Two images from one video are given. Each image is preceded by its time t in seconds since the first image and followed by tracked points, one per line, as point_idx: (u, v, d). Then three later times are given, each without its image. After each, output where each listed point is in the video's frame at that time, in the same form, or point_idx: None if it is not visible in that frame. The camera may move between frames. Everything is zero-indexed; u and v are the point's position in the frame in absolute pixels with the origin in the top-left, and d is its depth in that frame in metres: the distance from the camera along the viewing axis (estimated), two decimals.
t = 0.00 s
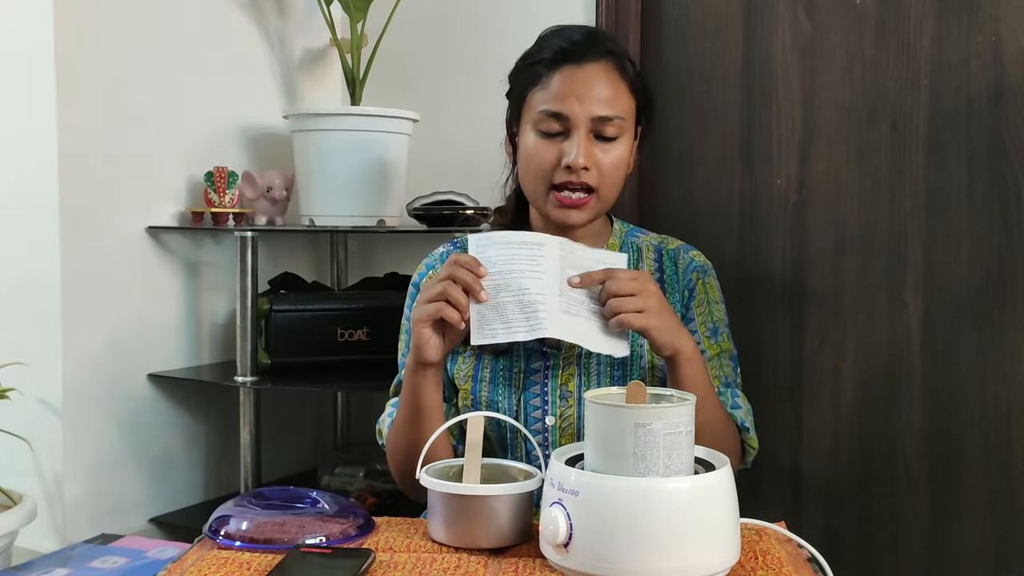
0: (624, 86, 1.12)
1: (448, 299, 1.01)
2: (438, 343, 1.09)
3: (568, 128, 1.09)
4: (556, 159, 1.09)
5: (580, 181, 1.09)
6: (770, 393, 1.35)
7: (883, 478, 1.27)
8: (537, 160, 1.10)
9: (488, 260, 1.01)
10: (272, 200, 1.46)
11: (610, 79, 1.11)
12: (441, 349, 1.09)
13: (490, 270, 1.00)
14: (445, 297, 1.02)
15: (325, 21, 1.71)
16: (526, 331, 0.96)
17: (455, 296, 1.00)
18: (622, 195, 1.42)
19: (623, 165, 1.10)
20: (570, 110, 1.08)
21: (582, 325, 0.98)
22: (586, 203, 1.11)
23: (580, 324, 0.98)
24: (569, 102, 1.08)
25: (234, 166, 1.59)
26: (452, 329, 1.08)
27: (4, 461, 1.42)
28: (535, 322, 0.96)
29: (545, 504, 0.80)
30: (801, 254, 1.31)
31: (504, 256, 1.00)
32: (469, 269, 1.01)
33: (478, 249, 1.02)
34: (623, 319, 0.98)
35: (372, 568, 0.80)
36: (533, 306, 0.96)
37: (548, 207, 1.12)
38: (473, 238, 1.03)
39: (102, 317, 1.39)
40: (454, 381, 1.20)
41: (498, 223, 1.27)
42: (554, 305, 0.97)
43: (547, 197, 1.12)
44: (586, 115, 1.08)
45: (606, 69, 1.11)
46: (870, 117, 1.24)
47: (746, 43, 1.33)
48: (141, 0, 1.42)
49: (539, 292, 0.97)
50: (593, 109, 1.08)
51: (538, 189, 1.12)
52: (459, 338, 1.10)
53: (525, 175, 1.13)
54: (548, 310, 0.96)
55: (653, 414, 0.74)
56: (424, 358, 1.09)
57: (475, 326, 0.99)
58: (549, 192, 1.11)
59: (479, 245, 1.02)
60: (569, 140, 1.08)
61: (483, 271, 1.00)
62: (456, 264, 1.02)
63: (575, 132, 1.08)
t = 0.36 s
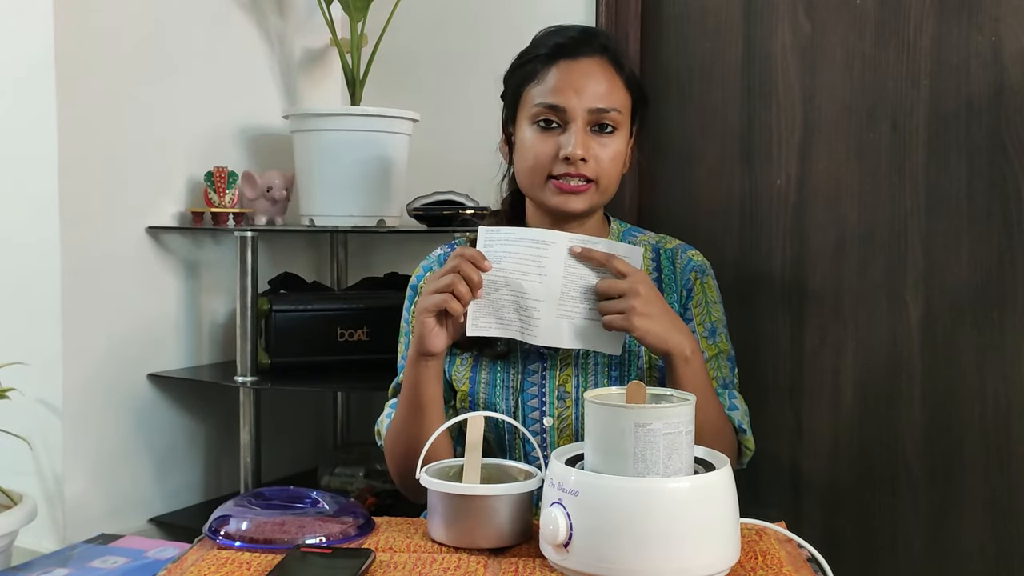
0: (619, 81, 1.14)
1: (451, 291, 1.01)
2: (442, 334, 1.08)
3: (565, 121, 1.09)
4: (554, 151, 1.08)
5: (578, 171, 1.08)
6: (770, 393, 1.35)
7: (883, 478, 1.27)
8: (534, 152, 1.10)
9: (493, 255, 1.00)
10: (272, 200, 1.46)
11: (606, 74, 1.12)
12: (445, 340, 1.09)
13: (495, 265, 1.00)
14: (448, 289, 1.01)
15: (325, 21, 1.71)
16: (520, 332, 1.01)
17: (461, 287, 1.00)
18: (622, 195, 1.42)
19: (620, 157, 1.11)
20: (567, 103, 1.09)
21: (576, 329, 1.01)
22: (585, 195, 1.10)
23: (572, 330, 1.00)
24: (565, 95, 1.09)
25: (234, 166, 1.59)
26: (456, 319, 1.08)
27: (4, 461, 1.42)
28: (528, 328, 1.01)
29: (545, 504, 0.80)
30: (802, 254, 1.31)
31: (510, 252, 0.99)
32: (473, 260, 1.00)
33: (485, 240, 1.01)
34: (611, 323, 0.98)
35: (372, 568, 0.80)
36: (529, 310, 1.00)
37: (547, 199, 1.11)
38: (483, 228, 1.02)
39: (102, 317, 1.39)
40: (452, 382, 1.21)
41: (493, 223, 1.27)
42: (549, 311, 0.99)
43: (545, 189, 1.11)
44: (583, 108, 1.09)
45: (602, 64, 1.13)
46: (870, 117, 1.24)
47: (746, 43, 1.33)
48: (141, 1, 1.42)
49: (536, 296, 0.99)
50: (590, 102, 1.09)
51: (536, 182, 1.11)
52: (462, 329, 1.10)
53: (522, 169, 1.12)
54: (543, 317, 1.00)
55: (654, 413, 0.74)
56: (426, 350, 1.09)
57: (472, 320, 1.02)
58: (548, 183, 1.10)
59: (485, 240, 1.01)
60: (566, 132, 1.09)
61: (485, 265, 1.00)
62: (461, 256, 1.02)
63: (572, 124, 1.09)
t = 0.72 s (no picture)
0: (614, 81, 1.14)
1: (446, 290, 1.01)
2: (440, 335, 1.08)
3: (562, 122, 1.09)
4: (554, 152, 1.08)
5: (579, 171, 1.08)
6: (770, 393, 1.35)
7: (884, 478, 1.27)
8: (533, 155, 1.10)
9: (490, 255, 1.01)
10: (272, 200, 1.46)
11: (601, 74, 1.13)
12: (443, 341, 1.09)
13: (490, 264, 1.00)
14: (442, 290, 1.01)
15: (325, 21, 1.71)
16: (515, 332, 1.01)
17: (456, 286, 1.00)
18: (622, 195, 1.42)
19: (619, 156, 1.11)
20: (563, 104, 1.09)
21: (571, 332, 0.99)
22: (586, 195, 1.10)
23: (567, 332, 0.99)
24: (561, 96, 1.09)
25: (234, 166, 1.59)
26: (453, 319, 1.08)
27: (4, 461, 1.42)
28: (523, 328, 1.00)
29: (545, 504, 0.80)
30: (802, 254, 1.31)
31: (507, 251, 1.00)
32: (467, 259, 1.01)
33: (483, 240, 1.02)
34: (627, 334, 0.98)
35: (372, 568, 0.80)
36: (524, 310, 1.00)
37: (549, 201, 1.11)
38: (483, 228, 1.02)
39: (102, 317, 1.39)
40: (452, 385, 1.21)
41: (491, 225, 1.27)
42: (543, 312, 0.99)
43: (547, 191, 1.10)
44: (579, 108, 1.09)
45: (596, 65, 1.13)
46: (870, 117, 1.24)
47: (746, 43, 1.33)
48: (141, 1, 1.42)
49: (531, 296, 0.99)
50: (586, 102, 1.09)
51: (536, 184, 1.11)
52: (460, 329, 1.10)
53: (521, 172, 1.12)
54: (537, 318, 0.99)
55: (654, 413, 0.74)
56: (424, 350, 1.09)
57: (468, 317, 1.01)
58: (549, 185, 1.10)
59: (484, 239, 1.02)
60: (564, 133, 1.08)
61: (480, 263, 1.00)
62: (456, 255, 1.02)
63: (570, 125, 1.09)
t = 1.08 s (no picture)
0: (612, 80, 1.14)
1: (448, 294, 1.02)
2: (443, 339, 1.08)
3: (560, 124, 1.10)
4: (553, 154, 1.08)
5: (579, 173, 1.08)
6: (770, 393, 1.35)
7: (884, 478, 1.27)
8: (533, 157, 1.10)
9: (490, 255, 1.01)
10: (273, 200, 1.46)
11: (598, 74, 1.13)
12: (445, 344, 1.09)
13: (490, 265, 1.00)
14: (444, 293, 1.02)
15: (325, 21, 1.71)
16: (518, 331, 1.01)
17: (458, 289, 1.01)
18: (622, 195, 1.42)
19: (618, 156, 1.11)
20: (561, 105, 1.09)
21: (574, 331, 0.99)
22: (587, 196, 1.10)
23: (569, 330, 0.99)
24: (559, 98, 1.10)
25: (234, 166, 1.59)
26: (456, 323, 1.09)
27: (3, 461, 1.42)
28: (525, 328, 1.00)
29: (545, 504, 0.80)
30: (802, 254, 1.31)
31: (507, 251, 1.00)
32: (469, 263, 1.01)
33: (484, 240, 1.02)
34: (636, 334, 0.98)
35: (372, 568, 0.80)
36: (525, 309, 1.00)
37: (549, 204, 1.11)
38: (483, 228, 1.02)
39: (102, 317, 1.39)
40: (453, 386, 1.21)
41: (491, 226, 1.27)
42: (544, 311, 0.99)
43: (547, 193, 1.10)
44: (577, 109, 1.09)
45: (593, 64, 1.13)
46: (870, 117, 1.24)
47: (746, 43, 1.33)
48: (141, 1, 1.42)
49: (532, 296, 0.99)
50: (584, 103, 1.09)
51: (536, 187, 1.11)
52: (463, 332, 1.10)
53: (521, 175, 1.12)
54: (538, 318, 0.99)
55: (654, 413, 0.74)
56: (426, 354, 1.09)
57: (468, 317, 1.03)
58: (549, 188, 1.10)
59: (484, 240, 1.02)
60: (562, 134, 1.09)
61: (479, 264, 1.00)
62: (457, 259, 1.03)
63: (569, 126, 1.09)
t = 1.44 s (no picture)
0: (609, 82, 1.14)
1: (448, 297, 1.02)
2: (442, 341, 1.08)
3: (559, 131, 1.09)
4: (552, 163, 1.09)
5: (578, 182, 1.08)
6: (769, 393, 1.35)
7: (884, 478, 1.27)
8: (532, 165, 1.10)
9: (490, 257, 1.01)
10: (273, 200, 1.46)
11: (596, 79, 1.12)
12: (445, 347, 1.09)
13: (490, 268, 1.01)
14: (444, 296, 1.02)
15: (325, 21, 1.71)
16: (518, 334, 1.01)
17: (458, 292, 1.01)
18: (622, 195, 1.42)
19: (617, 163, 1.11)
20: (559, 112, 1.09)
21: (574, 333, 0.99)
22: (586, 204, 1.10)
23: (569, 333, 0.99)
24: (558, 104, 1.09)
25: (234, 166, 1.59)
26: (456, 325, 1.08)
27: (3, 461, 1.42)
28: (525, 330, 1.00)
29: (545, 504, 0.80)
30: (802, 254, 1.31)
31: (507, 255, 1.00)
32: (469, 265, 1.01)
33: (483, 244, 1.02)
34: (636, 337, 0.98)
35: (371, 568, 0.80)
36: (525, 312, 1.00)
37: (548, 212, 1.11)
38: (483, 231, 1.02)
39: (101, 317, 1.39)
40: (452, 387, 1.21)
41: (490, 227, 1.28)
42: (544, 313, 0.99)
43: (546, 201, 1.11)
44: (576, 116, 1.09)
45: (591, 69, 1.13)
46: (870, 117, 1.24)
47: (746, 43, 1.33)
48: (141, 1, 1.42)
49: (532, 298, 0.99)
50: (582, 110, 1.09)
51: (535, 195, 1.11)
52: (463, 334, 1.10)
53: (520, 182, 1.12)
54: (538, 321, 0.99)
55: (653, 413, 0.74)
56: (426, 356, 1.09)
57: (468, 321, 1.03)
58: (548, 196, 1.10)
59: (484, 242, 1.02)
60: (561, 142, 1.09)
61: (479, 267, 1.00)
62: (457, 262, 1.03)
63: (567, 133, 1.09)
